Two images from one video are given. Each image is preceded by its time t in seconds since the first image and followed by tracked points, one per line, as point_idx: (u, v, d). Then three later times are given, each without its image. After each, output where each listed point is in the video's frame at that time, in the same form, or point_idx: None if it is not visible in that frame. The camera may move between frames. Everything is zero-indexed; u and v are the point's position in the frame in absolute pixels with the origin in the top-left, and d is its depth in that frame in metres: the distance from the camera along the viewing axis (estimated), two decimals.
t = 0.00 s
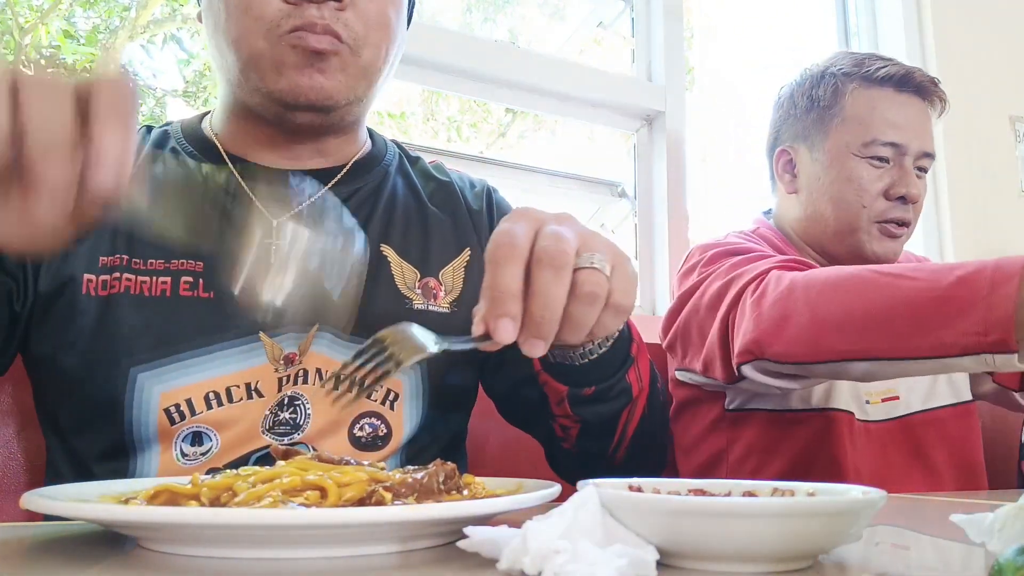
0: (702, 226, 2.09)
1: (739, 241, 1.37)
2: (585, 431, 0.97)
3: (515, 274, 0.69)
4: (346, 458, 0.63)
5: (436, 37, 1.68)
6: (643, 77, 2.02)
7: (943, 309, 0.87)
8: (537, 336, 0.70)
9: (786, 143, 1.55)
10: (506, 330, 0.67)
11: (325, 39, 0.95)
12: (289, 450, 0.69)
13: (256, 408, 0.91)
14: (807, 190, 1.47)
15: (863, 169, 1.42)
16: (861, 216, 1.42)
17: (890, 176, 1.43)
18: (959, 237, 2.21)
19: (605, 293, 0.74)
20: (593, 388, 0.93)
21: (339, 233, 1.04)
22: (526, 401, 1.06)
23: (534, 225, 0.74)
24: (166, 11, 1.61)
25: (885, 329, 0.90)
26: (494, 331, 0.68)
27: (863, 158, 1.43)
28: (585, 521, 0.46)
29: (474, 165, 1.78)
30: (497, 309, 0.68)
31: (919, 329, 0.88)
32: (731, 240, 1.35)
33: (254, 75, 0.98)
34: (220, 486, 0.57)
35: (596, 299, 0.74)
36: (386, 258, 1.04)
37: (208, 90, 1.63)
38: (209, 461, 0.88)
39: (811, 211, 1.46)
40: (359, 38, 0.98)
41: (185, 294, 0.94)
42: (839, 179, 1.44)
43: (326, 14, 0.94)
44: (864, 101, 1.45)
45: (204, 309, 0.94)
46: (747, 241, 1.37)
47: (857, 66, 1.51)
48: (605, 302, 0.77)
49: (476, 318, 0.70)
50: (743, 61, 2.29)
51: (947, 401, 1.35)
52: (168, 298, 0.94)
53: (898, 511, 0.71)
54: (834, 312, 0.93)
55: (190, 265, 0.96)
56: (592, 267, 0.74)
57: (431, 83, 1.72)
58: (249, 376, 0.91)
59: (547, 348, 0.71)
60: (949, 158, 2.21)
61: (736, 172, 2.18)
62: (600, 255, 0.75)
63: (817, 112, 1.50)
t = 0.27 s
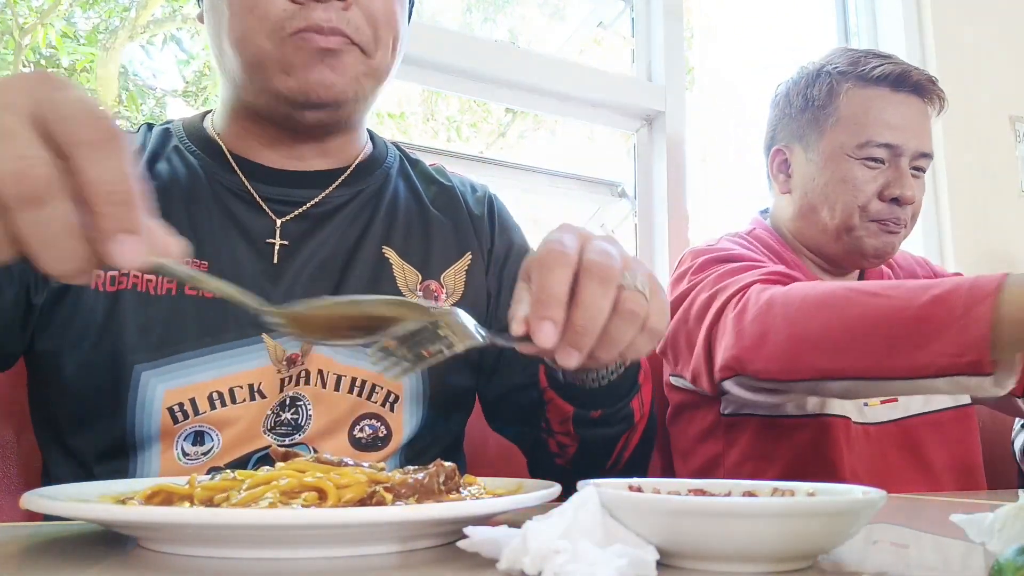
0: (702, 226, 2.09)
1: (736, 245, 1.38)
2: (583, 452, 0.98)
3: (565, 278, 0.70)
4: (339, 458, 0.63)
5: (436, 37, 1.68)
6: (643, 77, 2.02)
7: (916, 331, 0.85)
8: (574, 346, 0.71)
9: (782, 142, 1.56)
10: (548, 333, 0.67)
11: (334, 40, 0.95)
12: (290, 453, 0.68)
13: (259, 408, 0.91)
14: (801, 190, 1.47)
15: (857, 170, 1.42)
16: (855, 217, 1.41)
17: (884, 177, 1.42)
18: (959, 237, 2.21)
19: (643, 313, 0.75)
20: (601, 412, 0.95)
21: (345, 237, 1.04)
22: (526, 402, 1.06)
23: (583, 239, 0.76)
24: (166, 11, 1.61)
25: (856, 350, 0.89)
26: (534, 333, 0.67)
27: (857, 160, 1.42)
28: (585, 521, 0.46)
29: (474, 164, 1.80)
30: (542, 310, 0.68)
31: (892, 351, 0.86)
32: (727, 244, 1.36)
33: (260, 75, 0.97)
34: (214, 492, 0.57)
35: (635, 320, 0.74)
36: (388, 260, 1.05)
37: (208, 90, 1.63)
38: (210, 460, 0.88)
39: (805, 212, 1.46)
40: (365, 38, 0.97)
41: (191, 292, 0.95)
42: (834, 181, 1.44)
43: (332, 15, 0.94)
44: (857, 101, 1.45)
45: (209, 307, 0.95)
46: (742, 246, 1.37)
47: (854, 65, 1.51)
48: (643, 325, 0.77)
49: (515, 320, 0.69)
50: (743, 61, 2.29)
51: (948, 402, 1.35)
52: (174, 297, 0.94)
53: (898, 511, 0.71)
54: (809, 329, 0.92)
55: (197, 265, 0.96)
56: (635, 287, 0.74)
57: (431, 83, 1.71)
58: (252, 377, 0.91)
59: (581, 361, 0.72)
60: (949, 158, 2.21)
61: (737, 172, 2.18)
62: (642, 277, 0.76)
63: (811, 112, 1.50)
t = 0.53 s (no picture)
0: (702, 226, 2.09)
1: (725, 251, 1.40)
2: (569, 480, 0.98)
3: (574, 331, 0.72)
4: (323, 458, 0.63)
5: (436, 37, 1.68)
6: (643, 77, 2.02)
7: (844, 361, 0.96)
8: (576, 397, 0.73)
9: (782, 145, 1.56)
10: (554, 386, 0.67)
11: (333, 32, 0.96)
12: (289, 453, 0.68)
13: (267, 407, 0.92)
14: (800, 194, 1.47)
15: (857, 176, 1.42)
16: (853, 223, 1.42)
17: (883, 184, 1.42)
18: (959, 237, 2.21)
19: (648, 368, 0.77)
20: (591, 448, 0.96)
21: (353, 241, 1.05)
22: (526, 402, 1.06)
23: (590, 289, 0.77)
24: (166, 11, 1.60)
25: (793, 378, 0.98)
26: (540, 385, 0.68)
27: (857, 166, 1.42)
28: (585, 520, 0.47)
29: (475, 165, 1.79)
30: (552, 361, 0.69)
31: (824, 380, 0.97)
32: (709, 252, 1.39)
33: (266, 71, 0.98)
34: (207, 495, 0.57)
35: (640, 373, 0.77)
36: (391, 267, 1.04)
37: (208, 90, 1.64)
38: (219, 458, 0.89)
39: (803, 215, 1.46)
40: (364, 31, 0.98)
41: (203, 288, 0.96)
42: (833, 187, 1.44)
43: (333, 6, 0.95)
44: (859, 107, 1.44)
45: (220, 305, 0.97)
46: (728, 251, 1.39)
47: (856, 69, 1.50)
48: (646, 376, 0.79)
49: (525, 369, 0.71)
50: (743, 61, 2.29)
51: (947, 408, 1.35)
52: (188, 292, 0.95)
53: (898, 511, 0.71)
54: (751, 361, 1.01)
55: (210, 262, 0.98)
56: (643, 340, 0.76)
57: (431, 83, 1.72)
58: (261, 375, 0.93)
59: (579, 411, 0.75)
60: (949, 158, 2.21)
61: (736, 172, 2.18)
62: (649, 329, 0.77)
63: (812, 116, 1.50)
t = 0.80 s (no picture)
0: (701, 227, 2.09)
1: (724, 254, 1.39)
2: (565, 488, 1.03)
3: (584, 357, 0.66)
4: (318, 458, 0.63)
5: (436, 37, 1.67)
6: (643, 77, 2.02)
7: (818, 389, 0.96)
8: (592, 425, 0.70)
9: (790, 147, 1.55)
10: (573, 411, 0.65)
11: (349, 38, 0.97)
12: (291, 455, 0.68)
13: (279, 407, 0.93)
14: (809, 196, 1.47)
15: (866, 180, 1.42)
16: (860, 227, 1.42)
17: (892, 188, 1.42)
18: (959, 237, 2.21)
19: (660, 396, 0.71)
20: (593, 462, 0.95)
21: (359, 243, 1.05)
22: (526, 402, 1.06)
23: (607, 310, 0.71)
24: (166, 11, 1.60)
25: (768, 405, 1.00)
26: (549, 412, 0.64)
27: (866, 170, 1.42)
28: (586, 521, 0.47)
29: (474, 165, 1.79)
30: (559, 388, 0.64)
31: (798, 406, 0.98)
32: (705, 256, 1.38)
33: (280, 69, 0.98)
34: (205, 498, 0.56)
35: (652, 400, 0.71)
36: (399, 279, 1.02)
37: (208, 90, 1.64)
38: (231, 457, 0.90)
39: (811, 217, 1.46)
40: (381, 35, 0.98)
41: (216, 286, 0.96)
42: (841, 190, 1.43)
43: (351, 10, 0.95)
44: (869, 111, 1.44)
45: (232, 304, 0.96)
46: (726, 255, 1.38)
47: (866, 73, 1.50)
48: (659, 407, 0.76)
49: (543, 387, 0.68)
50: (743, 61, 2.29)
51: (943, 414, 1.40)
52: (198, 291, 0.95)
53: (898, 511, 0.71)
54: (727, 385, 1.03)
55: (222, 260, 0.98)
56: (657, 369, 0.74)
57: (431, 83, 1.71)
58: (272, 376, 0.93)
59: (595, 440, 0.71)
60: (949, 158, 2.21)
61: (736, 173, 2.18)
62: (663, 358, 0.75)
63: (823, 119, 1.49)
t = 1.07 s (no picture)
0: (701, 227, 2.09)
1: (728, 256, 1.39)
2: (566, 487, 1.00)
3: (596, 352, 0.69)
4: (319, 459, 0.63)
5: (436, 37, 1.67)
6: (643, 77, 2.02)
7: (846, 404, 0.99)
8: (594, 416, 0.69)
9: (795, 146, 1.55)
10: (573, 402, 0.66)
11: (354, 34, 0.98)
12: (290, 456, 0.67)
13: (277, 406, 0.92)
14: (814, 195, 1.47)
15: (872, 179, 1.42)
16: (866, 227, 1.42)
17: (898, 186, 1.42)
18: (960, 237, 2.21)
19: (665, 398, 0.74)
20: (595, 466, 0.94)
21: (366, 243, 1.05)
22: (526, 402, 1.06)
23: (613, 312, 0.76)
24: (166, 11, 1.60)
25: (791, 418, 1.02)
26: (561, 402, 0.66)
27: (872, 169, 1.42)
28: (584, 520, 0.46)
29: (474, 165, 1.79)
30: (572, 379, 0.66)
31: (824, 420, 1.01)
32: (708, 258, 1.38)
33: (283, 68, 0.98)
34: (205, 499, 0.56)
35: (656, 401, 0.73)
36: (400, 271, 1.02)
37: (208, 90, 1.64)
38: (230, 457, 0.90)
39: (816, 217, 1.46)
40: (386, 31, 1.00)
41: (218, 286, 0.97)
42: (847, 189, 1.43)
43: (356, 6, 0.97)
44: (874, 111, 1.45)
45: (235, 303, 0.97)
46: (730, 257, 1.38)
47: (871, 72, 1.50)
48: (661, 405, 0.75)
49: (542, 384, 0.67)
50: (743, 61, 2.29)
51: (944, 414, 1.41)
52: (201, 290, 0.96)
53: (899, 511, 0.71)
54: (750, 398, 1.04)
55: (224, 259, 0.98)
56: (658, 367, 0.74)
57: (432, 83, 1.72)
58: (271, 375, 0.93)
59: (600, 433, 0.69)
60: (949, 158, 2.21)
61: (736, 173, 2.18)
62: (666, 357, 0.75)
63: (828, 118, 1.49)
